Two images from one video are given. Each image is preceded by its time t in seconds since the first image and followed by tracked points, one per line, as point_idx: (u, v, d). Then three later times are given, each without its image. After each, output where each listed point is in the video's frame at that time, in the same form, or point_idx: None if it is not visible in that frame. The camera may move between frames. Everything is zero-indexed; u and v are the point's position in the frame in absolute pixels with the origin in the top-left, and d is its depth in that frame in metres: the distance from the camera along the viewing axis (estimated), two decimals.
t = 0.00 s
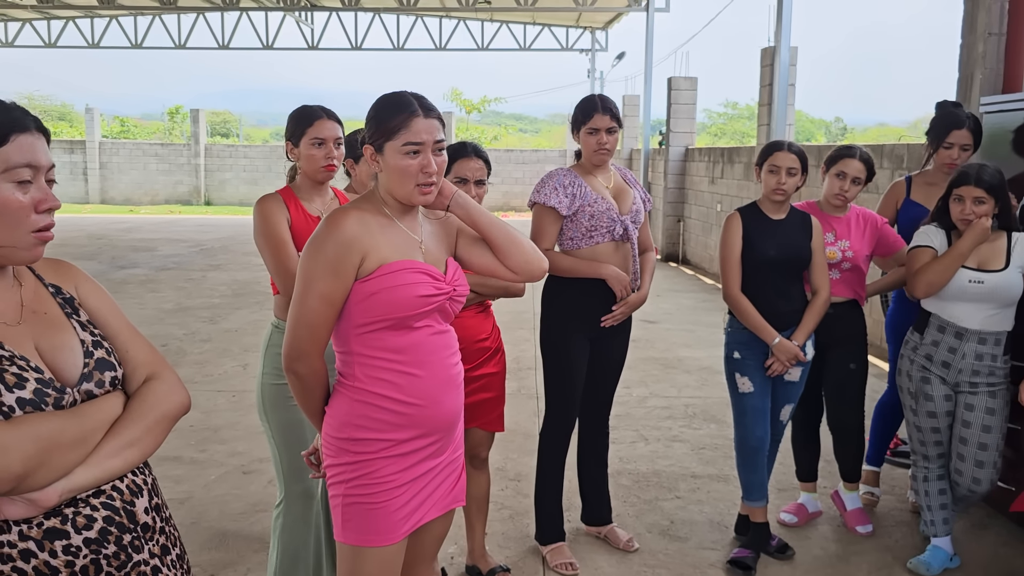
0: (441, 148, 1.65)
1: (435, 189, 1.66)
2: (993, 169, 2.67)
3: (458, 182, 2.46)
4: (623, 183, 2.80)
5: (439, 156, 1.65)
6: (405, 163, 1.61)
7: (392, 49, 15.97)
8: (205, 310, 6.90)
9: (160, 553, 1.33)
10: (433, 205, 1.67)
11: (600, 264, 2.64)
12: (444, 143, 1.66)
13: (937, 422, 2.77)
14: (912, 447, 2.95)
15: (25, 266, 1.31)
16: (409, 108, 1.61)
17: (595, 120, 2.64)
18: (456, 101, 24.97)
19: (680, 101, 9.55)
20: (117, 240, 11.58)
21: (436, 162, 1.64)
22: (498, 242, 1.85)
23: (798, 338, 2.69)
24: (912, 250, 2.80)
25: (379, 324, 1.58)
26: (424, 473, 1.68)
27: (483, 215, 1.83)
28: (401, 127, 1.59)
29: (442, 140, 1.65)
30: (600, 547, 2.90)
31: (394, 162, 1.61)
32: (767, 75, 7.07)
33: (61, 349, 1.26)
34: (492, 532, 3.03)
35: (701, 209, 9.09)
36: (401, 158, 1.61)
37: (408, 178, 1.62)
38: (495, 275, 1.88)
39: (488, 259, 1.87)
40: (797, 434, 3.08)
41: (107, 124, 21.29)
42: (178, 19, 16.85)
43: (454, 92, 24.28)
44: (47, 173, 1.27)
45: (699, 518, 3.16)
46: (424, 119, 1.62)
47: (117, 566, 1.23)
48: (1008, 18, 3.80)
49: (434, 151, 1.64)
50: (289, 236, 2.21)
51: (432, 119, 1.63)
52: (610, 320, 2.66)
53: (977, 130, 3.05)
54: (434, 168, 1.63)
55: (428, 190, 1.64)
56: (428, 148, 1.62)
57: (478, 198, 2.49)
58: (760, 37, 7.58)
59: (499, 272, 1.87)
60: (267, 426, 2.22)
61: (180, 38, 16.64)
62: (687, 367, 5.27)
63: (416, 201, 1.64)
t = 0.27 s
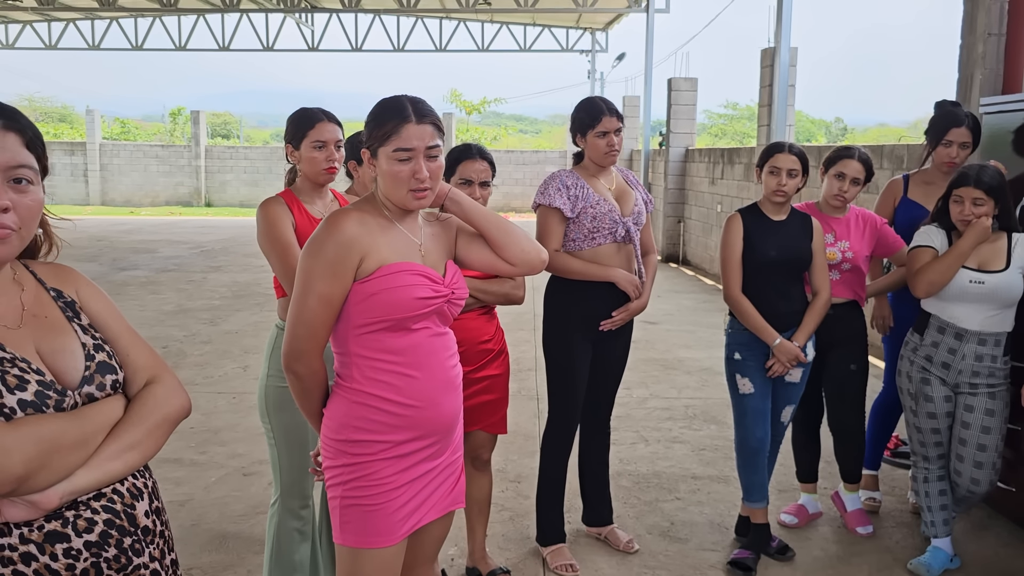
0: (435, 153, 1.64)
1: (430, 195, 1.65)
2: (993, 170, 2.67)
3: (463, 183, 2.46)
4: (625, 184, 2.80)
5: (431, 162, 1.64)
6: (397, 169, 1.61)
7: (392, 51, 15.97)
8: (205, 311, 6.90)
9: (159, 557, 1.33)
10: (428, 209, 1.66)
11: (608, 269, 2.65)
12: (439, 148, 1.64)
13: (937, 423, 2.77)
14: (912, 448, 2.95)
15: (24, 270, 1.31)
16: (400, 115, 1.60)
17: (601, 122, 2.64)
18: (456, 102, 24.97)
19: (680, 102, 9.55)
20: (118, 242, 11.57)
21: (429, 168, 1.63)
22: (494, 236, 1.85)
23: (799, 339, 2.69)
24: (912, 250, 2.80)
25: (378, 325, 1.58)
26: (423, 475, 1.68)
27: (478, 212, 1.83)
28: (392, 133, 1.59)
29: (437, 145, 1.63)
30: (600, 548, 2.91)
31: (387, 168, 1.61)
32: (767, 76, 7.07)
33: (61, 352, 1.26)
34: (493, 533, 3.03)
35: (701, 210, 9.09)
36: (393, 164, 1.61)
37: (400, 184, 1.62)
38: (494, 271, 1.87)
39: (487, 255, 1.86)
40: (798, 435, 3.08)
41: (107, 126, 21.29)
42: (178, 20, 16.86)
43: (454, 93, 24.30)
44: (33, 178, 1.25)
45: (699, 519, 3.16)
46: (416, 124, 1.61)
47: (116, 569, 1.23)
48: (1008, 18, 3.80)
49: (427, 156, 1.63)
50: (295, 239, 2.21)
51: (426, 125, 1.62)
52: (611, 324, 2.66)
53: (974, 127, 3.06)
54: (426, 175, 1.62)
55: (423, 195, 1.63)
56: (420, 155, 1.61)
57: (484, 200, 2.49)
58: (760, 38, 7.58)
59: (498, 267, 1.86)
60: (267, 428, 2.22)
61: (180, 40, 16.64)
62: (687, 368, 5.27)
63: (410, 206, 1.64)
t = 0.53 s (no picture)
0: (425, 156, 1.64)
1: (420, 198, 1.65)
2: (988, 170, 2.68)
3: (467, 184, 2.47)
4: (622, 184, 2.81)
5: (420, 166, 1.64)
6: (385, 172, 1.61)
7: (390, 52, 15.97)
8: (203, 312, 6.90)
9: (155, 560, 1.33)
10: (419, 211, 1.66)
11: (605, 272, 2.65)
12: (428, 151, 1.64)
13: (934, 422, 2.77)
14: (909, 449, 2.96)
15: (26, 271, 1.32)
16: (389, 118, 1.60)
17: (601, 123, 2.64)
18: (454, 103, 24.98)
19: (677, 103, 9.58)
20: (116, 243, 11.57)
21: (418, 171, 1.63)
22: (486, 238, 1.84)
23: (796, 338, 2.70)
24: (909, 249, 2.81)
25: (370, 324, 1.58)
26: (416, 474, 1.69)
27: (471, 213, 1.83)
28: (381, 137, 1.60)
29: (426, 149, 1.63)
30: (598, 548, 2.91)
31: (376, 171, 1.62)
32: (764, 77, 7.09)
33: (59, 354, 1.27)
34: (490, 533, 3.04)
35: (699, 210, 9.11)
36: (381, 167, 1.61)
37: (388, 187, 1.62)
38: (487, 273, 1.86)
39: (480, 257, 1.86)
40: (795, 435, 3.09)
41: (105, 127, 21.29)
42: (175, 21, 16.85)
43: (451, 94, 24.32)
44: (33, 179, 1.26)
45: (696, 519, 3.17)
46: (405, 128, 1.61)
47: (111, 572, 1.23)
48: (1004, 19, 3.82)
49: (415, 160, 1.63)
50: (290, 239, 2.22)
51: (415, 128, 1.62)
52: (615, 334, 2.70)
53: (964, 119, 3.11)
54: (415, 178, 1.62)
55: (412, 197, 1.64)
56: (408, 158, 1.61)
57: (488, 201, 2.50)
58: (757, 39, 7.59)
59: (490, 270, 1.86)
60: (265, 427, 2.22)
61: (178, 41, 16.64)
62: (684, 368, 5.28)
63: (400, 208, 1.64)
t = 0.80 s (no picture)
0: (411, 157, 1.64)
1: (407, 198, 1.65)
2: (981, 170, 2.69)
3: (467, 187, 2.49)
4: (613, 184, 2.83)
5: (407, 166, 1.64)
6: (371, 173, 1.62)
7: (385, 52, 15.95)
8: (197, 312, 6.89)
9: (149, 561, 1.33)
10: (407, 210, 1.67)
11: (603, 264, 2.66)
12: (415, 151, 1.64)
13: (926, 421, 2.79)
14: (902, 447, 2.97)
15: (22, 270, 1.32)
16: (375, 118, 1.61)
17: (595, 120, 2.66)
18: (449, 103, 24.96)
19: (672, 103, 9.60)
20: (110, 243, 11.55)
21: (404, 172, 1.63)
22: (473, 240, 1.83)
23: (790, 338, 2.71)
24: (902, 249, 2.83)
25: (357, 323, 1.59)
26: (407, 474, 1.69)
27: (459, 215, 1.81)
28: (366, 137, 1.60)
29: (412, 149, 1.63)
30: (592, 547, 2.92)
31: (362, 173, 1.63)
32: (759, 77, 7.10)
33: (55, 355, 1.27)
34: (485, 533, 3.05)
35: (693, 210, 9.12)
36: (367, 168, 1.62)
37: (374, 187, 1.63)
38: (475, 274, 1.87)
39: (469, 259, 1.86)
40: (789, 434, 3.10)
41: (99, 127, 21.23)
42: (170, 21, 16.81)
43: (447, 94, 24.30)
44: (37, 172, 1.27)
45: (690, 517, 3.18)
46: (390, 128, 1.61)
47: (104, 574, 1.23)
48: (998, 19, 3.83)
49: (401, 161, 1.63)
50: (278, 238, 2.24)
51: (401, 128, 1.62)
52: (615, 346, 2.76)
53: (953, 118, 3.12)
54: (401, 178, 1.63)
55: (399, 196, 1.64)
56: (393, 159, 1.62)
57: (488, 203, 2.51)
58: (751, 39, 7.61)
59: (479, 272, 1.86)
60: (259, 426, 2.23)
61: (173, 41, 16.60)
62: (679, 367, 5.30)
63: (388, 207, 1.65)
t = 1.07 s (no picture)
0: (393, 153, 1.64)
1: (390, 193, 1.65)
2: (967, 170, 2.71)
3: (461, 186, 2.50)
4: (600, 181, 2.84)
5: (389, 162, 1.64)
6: (354, 168, 1.62)
7: (375, 50, 15.92)
8: (187, 310, 6.86)
9: (138, 556, 1.33)
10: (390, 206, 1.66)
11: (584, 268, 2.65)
12: (397, 147, 1.64)
13: (913, 418, 2.82)
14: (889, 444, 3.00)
15: (10, 265, 1.31)
16: (357, 114, 1.61)
17: (589, 115, 2.67)
18: (439, 101, 24.92)
19: (662, 102, 9.63)
20: (99, 241, 11.48)
21: (385, 167, 1.63)
22: (461, 239, 1.81)
23: (779, 335, 2.73)
24: (889, 247, 2.86)
25: (342, 319, 1.59)
26: (393, 470, 1.69)
27: (445, 212, 1.78)
28: (348, 133, 1.61)
29: (394, 145, 1.63)
30: (581, 544, 2.94)
31: (345, 168, 1.63)
32: (748, 76, 7.13)
33: (44, 350, 1.27)
34: (475, 530, 3.06)
35: (683, 208, 9.15)
36: (350, 163, 1.62)
37: (358, 183, 1.63)
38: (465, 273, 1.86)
39: (458, 258, 1.84)
40: (778, 431, 3.12)
41: (87, 124, 21.09)
42: (159, 18, 16.72)
43: (437, 92, 24.27)
44: (24, 158, 1.28)
45: (679, 514, 3.20)
46: (372, 124, 1.61)
47: (95, 568, 1.23)
48: (985, 19, 3.86)
49: (383, 157, 1.63)
50: (262, 234, 2.26)
51: (383, 124, 1.62)
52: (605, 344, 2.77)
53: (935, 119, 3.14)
54: (383, 174, 1.63)
55: (381, 192, 1.64)
56: (375, 155, 1.62)
57: (482, 203, 2.54)
58: (741, 38, 7.63)
59: (467, 271, 1.85)
60: (246, 423, 2.23)
61: (162, 38, 16.52)
62: (668, 365, 5.32)
63: (370, 203, 1.65)
